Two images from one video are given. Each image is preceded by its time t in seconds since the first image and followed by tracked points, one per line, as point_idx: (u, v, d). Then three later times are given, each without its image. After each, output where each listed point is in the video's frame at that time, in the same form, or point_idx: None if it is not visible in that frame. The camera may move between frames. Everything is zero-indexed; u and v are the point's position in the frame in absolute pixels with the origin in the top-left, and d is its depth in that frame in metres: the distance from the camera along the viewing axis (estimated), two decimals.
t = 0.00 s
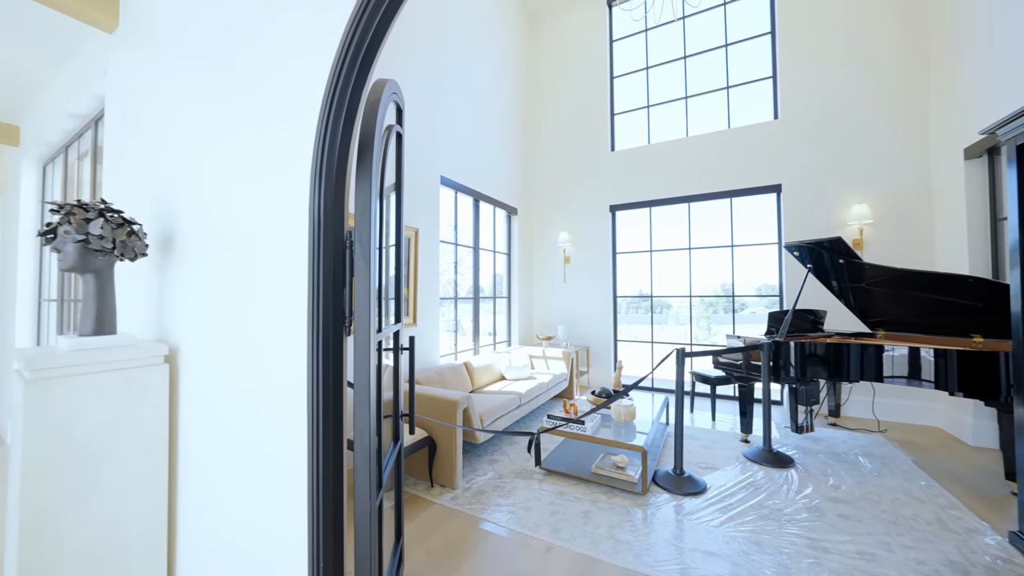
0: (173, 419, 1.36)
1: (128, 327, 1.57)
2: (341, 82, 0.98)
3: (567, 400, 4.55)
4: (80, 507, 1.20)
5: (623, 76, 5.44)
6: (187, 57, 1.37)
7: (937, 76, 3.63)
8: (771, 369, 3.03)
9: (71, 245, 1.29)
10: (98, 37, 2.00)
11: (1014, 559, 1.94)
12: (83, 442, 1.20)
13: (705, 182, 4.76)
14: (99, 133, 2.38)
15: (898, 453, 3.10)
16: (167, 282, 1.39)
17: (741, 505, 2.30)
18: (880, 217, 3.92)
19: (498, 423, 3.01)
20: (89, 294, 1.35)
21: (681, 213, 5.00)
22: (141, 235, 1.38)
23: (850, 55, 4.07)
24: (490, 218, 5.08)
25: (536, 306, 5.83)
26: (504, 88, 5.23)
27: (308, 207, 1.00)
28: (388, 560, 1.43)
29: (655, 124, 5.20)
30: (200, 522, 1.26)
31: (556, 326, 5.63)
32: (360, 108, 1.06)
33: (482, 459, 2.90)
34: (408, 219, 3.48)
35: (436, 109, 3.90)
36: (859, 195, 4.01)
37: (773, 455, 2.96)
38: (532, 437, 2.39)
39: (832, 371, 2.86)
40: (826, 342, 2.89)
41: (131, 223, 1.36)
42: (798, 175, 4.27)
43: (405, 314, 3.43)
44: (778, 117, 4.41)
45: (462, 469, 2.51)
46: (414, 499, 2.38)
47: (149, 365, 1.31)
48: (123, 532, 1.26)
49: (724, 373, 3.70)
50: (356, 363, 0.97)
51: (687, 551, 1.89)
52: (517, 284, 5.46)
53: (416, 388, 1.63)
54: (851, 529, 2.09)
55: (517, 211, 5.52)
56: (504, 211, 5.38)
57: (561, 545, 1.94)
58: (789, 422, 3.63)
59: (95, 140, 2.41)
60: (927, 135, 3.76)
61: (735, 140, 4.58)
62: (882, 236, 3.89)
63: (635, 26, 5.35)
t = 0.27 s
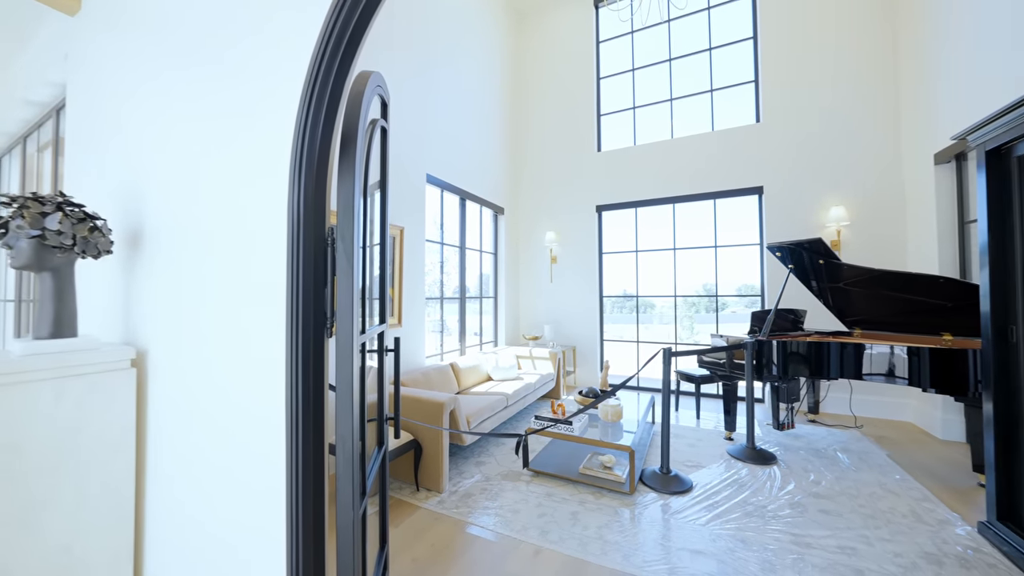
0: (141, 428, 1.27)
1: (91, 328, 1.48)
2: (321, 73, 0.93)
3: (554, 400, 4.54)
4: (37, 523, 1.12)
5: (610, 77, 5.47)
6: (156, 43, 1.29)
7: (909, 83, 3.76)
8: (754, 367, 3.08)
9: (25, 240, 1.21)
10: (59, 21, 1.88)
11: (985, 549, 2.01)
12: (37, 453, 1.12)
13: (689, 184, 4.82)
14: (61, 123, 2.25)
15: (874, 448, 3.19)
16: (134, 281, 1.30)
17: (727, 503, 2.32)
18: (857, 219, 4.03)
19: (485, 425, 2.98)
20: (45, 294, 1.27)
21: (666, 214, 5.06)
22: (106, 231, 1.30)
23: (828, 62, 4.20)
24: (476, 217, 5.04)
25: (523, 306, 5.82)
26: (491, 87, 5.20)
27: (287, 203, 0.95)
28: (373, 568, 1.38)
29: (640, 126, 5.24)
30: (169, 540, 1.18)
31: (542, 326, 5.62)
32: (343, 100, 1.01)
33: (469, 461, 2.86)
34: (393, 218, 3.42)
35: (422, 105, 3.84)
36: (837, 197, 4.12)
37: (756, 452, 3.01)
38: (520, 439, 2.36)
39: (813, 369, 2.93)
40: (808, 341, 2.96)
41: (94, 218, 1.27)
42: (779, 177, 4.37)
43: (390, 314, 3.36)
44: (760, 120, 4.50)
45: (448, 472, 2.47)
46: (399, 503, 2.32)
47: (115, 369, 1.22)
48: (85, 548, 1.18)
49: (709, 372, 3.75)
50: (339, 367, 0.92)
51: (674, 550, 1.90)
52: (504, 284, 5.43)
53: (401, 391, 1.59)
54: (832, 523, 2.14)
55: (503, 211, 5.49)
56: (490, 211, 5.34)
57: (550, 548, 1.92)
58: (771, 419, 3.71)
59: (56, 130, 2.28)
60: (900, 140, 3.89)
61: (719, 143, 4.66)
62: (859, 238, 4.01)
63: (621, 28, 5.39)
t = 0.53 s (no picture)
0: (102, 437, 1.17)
1: (42, 331, 1.37)
2: (299, 59, 0.88)
3: (540, 401, 4.52)
4: None
5: (595, 78, 5.49)
6: (117, 24, 1.20)
7: (882, 90, 3.89)
8: (737, 366, 3.13)
9: None
10: None
11: (956, 540, 2.08)
12: None
13: (673, 185, 4.87)
14: (13, 110, 2.09)
15: (851, 443, 3.28)
16: (93, 277, 1.19)
17: (712, 501, 2.34)
18: (834, 221, 4.15)
19: (471, 427, 2.93)
20: None
21: (650, 214, 5.10)
22: (59, 226, 1.20)
23: (806, 67, 4.31)
24: (462, 216, 4.98)
25: (509, 306, 5.78)
26: (477, 84, 5.14)
27: (260, 197, 0.89)
28: None
29: (626, 127, 5.28)
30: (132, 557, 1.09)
31: (528, 327, 5.60)
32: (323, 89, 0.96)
33: (455, 464, 2.81)
34: (376, 216, 3.33)
35: (406, 101, 3.76)
36: (815, 200, 4.23)
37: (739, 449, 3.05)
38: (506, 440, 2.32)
39: (794, 367, 2.98)
40: (789, 339, 3.02)
41: (45, 211, 1.19)
42: (760, 179, 4.45)
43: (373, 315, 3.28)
44: (742, 123, 4.58)
45: (434, 476, 2.41)
46: (383, 509, 2.26)
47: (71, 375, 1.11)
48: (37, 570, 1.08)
49: (692, 371, 3.79)
50: (317, 370, 0.87)
51: (662, 550, 1.90)
52: (490, 284, 5.39)
53: (384, 395, 1.53)
54: (813, 519, 2.18)
55: (489, 210, 5.44)
56: (476, 210, 5.29)
57: (537, 551, 1.89)
58: (752, 417, 3.77)
59: (8, 118, 2.12)
60: (874, 145, 4.02)
61: (702, 145, 4.72)
62: (835, 239, 4.12)
63: (607, 29, 5.41)
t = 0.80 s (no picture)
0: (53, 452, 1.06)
1: None
2: (272, 41, 0.80)
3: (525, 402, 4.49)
4: None
5: (582, 78, 5.49)
6: None
7: (858, 96, 4.01)
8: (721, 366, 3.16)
9: None
10: None
11: (930, 533, 2.14)
12: None
13: (658, 186, 4.91)
14: None
15: (829, 439, 3.36)
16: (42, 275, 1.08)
17: (697, 501, 2.35)
18: (812, 223, 4.25)
19: (457, 429, 2.87)
20: None
21: (636, 215, 5.13)
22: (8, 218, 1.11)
23: (786, 72, 4.40)
24: (447, 215, 4.90)
25: (494, 306, 5.74)
26: (462, 82, 5.08)
27: (230, 193, 0.81)
28: None
29: (611, 127, 5.30)
30: None
31: (514, 327, 5.57)
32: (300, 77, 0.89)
33: (440, 468, 2.75)
34: (358, 214, 3.23)
35: (390, 96, 3.67)
36: (794, 202, 4.33)
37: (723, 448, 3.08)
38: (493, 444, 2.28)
39: (777, 365, 3.03)
40: (772, 339, 3.06)
41: None
42: (742, 181, 4.53)
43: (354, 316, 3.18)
44: (724, 126, 4.65)
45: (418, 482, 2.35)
46: (365, 517, 2.18)
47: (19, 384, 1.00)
48: None
49: (677, 370, 3.82)
50: (293, 374, 0.82)
51: (650, 552, 1.89)
52: (475, 284, 5.33)
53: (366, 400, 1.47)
54: (796, 516, 2.21)
55: (475, 209, 5.38)
56: (461, 208, 5.22)
57: (526, 557, 1.85)
58: (735, 415, 3.83)
59: None
60: (849, 149, 4.14)
61: (685, 146, 4.78)
62: (814, 240, 4.23)
63: (592, 30, 5.43)
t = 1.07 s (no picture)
0: None
1: None
2: (243, 21, 0.73)
3: (511, 402, 4.45)
4: None
5: (568, 78, 5.49)
6: None
7: (836, 101, 4.12)
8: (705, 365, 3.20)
9: None
10: None
11: (904, 527, 2.21)
12: None
13: (643, 187, 4.94)
14: None
15: (808, 436, 3.44)
16: None
17: (683, 500, 2.36)
18: (792, 225, 4.35)
19: (442, 433, 2.81)
20: None
21: (621, 216, 5.16)
22: None
23: (767, 77, 4.49)
24: (431, 213, 4.82)
25: (479, 306, 5.68)
26: (448, 79, 5.00)
27: (195, 185, 0.73)
28: None
29: (597, 128, 5.31)
30: None
31: (499, 327, 5.53)
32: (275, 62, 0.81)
33: (424, 473, 2.68)
34: (339, 212, 3.13)
35: (373, 91, 3.57)
36: (775, 204, 4.42)
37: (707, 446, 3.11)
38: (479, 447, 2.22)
39: (759, 365, 3.08)
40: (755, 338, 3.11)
41: None
42: (724, 182, 4.60)
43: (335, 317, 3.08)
44: (708, 128, 4.72)
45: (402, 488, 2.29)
46: (347, 526, 2.11)
47: None
48: None
49: (661, 370, 3.84)
50: (267, 378, 0.75)
51: (638, 554, 1.87)
52: (460, 284, 5.26)
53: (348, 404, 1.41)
54: (779, 513, 2.24)
55: (460, 208, 5.31)
56: (446, 207, 5.14)
57: (513, 563, 1.82)
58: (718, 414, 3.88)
59: None
60: (827, 153, 4.26)
61: (670, 148, 4.83)
62: (793, 242, 4.33)
63: (578, 30, 5.43)
